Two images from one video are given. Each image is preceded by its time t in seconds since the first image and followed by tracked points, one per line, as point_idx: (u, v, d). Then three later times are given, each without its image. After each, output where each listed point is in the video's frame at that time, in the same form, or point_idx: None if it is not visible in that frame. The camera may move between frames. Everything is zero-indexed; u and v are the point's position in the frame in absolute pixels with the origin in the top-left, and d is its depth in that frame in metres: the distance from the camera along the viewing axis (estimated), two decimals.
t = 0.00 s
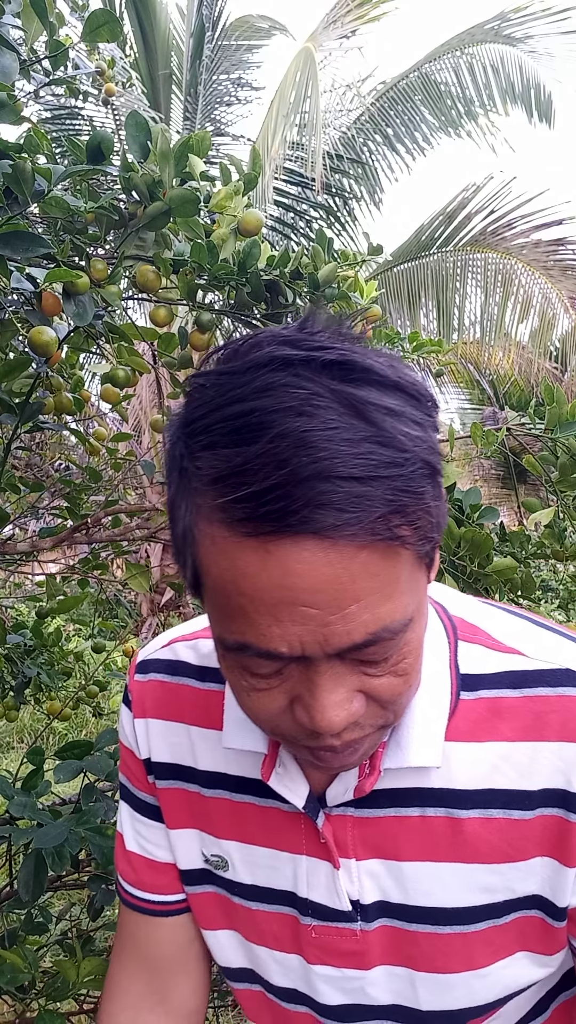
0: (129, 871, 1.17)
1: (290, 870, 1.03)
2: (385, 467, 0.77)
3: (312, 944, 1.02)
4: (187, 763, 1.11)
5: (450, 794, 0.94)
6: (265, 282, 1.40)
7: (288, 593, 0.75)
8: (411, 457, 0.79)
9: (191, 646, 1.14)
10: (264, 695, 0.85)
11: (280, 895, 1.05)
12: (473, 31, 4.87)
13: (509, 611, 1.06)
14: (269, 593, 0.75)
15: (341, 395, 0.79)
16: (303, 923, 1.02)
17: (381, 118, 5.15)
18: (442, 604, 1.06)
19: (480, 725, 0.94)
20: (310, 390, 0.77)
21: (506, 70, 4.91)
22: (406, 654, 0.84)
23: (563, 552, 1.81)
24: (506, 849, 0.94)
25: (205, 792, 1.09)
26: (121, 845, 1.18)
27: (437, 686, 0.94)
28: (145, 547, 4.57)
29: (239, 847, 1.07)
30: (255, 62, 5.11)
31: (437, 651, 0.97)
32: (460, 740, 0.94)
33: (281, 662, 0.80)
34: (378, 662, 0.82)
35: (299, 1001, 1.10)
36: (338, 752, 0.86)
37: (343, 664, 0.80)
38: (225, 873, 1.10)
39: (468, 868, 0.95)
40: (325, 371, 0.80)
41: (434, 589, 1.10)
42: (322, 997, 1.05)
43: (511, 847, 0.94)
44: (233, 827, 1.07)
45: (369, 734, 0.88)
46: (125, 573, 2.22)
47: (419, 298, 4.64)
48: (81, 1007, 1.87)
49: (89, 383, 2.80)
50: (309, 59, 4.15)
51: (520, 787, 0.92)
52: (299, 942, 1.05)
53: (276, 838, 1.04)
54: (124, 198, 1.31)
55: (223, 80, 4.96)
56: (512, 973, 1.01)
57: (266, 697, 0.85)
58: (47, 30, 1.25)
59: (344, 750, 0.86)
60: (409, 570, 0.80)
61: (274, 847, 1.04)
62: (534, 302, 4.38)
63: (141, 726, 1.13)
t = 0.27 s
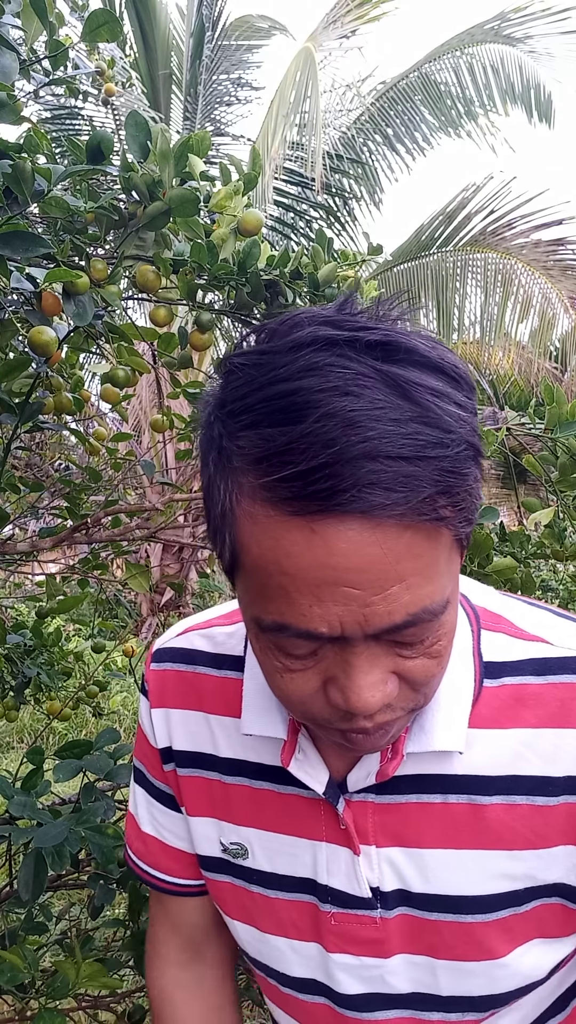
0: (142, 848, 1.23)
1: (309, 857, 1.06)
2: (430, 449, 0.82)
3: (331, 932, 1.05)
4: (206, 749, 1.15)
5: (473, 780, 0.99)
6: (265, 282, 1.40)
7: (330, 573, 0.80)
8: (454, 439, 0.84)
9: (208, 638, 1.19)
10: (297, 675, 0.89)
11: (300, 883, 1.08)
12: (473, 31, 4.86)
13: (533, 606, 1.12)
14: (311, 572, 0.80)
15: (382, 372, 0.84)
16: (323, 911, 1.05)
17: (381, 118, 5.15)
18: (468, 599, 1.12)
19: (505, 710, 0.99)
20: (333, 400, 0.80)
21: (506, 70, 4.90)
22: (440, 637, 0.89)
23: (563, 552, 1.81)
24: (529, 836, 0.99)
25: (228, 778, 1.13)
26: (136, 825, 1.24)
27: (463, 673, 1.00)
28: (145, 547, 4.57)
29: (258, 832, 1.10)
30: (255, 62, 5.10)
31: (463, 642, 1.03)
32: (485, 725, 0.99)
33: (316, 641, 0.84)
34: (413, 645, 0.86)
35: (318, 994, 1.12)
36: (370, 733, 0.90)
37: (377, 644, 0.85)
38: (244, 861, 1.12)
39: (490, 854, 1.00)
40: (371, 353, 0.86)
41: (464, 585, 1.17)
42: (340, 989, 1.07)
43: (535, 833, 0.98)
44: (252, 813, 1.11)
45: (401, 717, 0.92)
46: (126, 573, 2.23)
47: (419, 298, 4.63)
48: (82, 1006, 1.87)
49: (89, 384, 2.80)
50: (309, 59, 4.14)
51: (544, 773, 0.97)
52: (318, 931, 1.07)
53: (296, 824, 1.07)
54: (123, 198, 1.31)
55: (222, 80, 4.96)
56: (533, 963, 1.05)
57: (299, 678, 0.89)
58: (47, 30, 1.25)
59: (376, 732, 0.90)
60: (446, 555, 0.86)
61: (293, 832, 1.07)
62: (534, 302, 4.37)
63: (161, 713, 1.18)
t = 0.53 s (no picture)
0: (162, 835, 1.29)
1: (320, 854, 1.09)
2: (443, 453, 0.81)
3: (341, 931, 1.07)
4: (222, 748, 1.18)
5: (485, 784, 1.00)
6: (265, 282, 1.40)
7: (341, 574, 0.80)
8: (467, 441, 0.83)
9: (226, 635, 1.22)
10: (311, 674, 0.90)
11: (310, 881, 1.10)
12: (473, 31, 4.85)
13: (548, 610, 1.13)
14: (323, 574, 0.80)
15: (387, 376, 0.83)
16: (332, 908, 1.07)
17: (381, 118, 5.15)
18: (483, 601, 1.13)
19: (518, 714, 1.00)
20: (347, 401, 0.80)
21: (506, 69, 4.90)
22: (453, 639, 0.89)
23: (563, 551, 1.81)
24: (540, 842, 1.00)
25: (240, 776, 1.16)
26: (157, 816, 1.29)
27: (478, 678, 1.01)
28: (144, 547, 4.56)
29: (270, 831, 1.13)
30: (255, 61, 5.10)
31: (478, 646, 1.04)
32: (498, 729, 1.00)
33: (329, 642, 0.85)
34: (425, 647, 0.87)
35: (327, 993, 1.14)
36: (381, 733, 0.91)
37: (389, 645, 0.85)
38: (257, 857, 1.15)
39: (500, 859, 1.01)
40: (383, 357, 0.85)
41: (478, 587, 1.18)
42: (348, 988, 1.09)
43: (546, 839, 0.99)
44: (265, 812, 1.14)
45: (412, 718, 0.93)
46: (126, 573, 2.23)
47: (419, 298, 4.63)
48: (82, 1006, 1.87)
49: (89, 383, 2.80)
50: (309, 58, 4.14)
51: (556, 780, 0.98)
52: (328, 927, 1.09)
53: (307, 823, 1.10)
54: (123, 199, 1.31)
55: (222, 80, 4.96)
56: (541, 967, 1.06)
57: (312, 679, 0.90)
58: (47, 29, 1.25)
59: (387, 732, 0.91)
60: (458, 559, 0.85)
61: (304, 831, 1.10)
62: (534, 302, 4.37)
63: (179, 711, 1.22)
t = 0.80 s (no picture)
0: (180, 810, 1.31)
1: (322, 847, 1.08)
2: (455, 390, 0.82)
3: (336, 925, 1.05)
4: (239, 728, 1.20)
5: (490, 800, 0.95)
6: (265, 282, 1.39)
7: (339, 479, 0.80)
8: (476, 382, 0.84)
9: (254, 621, 1.25)
10: (312, 614, 0.88)
11: (313, 871, 1.10)
12: (473, 31, 4.85)
13: None
14: (322, 477, 0.81)
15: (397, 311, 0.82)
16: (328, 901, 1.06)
17: (381, 118, 5.16)
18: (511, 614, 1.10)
19: (532, 733, 0.95)
20: (356, 342, 0.82)
21: (506, 69, 4.90)
22: (457, 592, 0.84)
23: (563, 551, 1.81)
24: (545, 869, 0.94)
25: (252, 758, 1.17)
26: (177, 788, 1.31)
27: (492, 692, 0.96)
28: (144, 547, 4.56)
29: (277, 818, 1.13)
30: (255, 62, 5.10)
31: (499, 660, 0.99)
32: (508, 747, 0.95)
33: (326, 557, 0.83)
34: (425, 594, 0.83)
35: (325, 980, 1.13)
36: (379, 690, 0.87)
37: (388, 585, 0.83)
38: (264, 842, 1.16)
39: (500, 879, 0.96)
40: (401, 306, 0.86)
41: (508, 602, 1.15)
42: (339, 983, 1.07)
43: (551, 867, 0.93)
44: (273, 797, 1.14)
45: (414, 684, 0.88)
46: (125, 573, 2.22)
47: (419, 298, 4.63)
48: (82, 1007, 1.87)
49: (89, 383, 2.80)
50: (309, 59, 4.14)
51: (566, 807, 0.92)
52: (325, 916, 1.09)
53: (313, 816, 1.09)
54: (123, 198, 1.31)
55: (223, 80, 4.96)
56: (538, 996, 1.00)
57: (313, 619, 0.88)
58: (47, 29, 1.25)
59: (385, 689, 0.87)
60: (463, 497, 0.82)
61: (309, 822, 1.09)
62: (534, 302, 4.37)
63: (202, 686, 1.24)
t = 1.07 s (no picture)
0: (187, 796, 1.34)
1: (328, 830, 1.09)
2: (455, 324, 0.93)
3: (341, 908, 1.05)
4: (248, 711, 1.21)
5: (497, 780, 0.96)
6: (265, 282, 1.39)
7: (339, 402, 0.89)
8: (476, 322, 0.95)
9: (265, 604, 1.29)
10: (312, 549, 0.94)
11: (318, 854, 1.11)
12: (473, 31, 4.85)
13: None
14: (324, 398, 0.90)
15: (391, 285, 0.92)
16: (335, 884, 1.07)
17: (381, 118, 5.16)
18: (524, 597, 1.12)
19: (541, 713, 0.96)
20: (362, 289, 0.93)
21: (506, 69, 4.90)
22: (455, 526, 0.90)
23: (563, 551, 1.81)
24: (551, 850, 0.94)
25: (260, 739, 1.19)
26: (186, 773, 1.34)
27: (500, 668, 0.98)
28: (144, 547, 4.56)
29: (284, 798, 1.15)
30: (255, 62, 5.10)
31: (508, 640, 1.01)
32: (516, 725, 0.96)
33: (325, 480, 0.91)
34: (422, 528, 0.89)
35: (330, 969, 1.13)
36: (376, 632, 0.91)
37: (386, 514, 0.90)
38: (271, 824, 1.17)
39: (509, 860, 0.96)
40: (408, 268, 0.97)
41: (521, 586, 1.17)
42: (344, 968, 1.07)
43: (557, 848, 0.94)
44: (280, 778, 1.16)
45: (409, 629, 0.92)
46: (126, 573, 2.22)
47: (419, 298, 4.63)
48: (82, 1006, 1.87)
49: (89, 383, 2.80)
50: (309, 59, 4.14)
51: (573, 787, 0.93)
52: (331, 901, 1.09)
53: (321, 799, 1.10)
54: (123, 198, 1.31)
55: (223, 80, 4.96)
56: (543, 983, 1.00)
57: (313, 556, 0.94)
58: (47, 29, 1.25)
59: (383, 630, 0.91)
60: (461, 422, 0.90)
61: (315, 803, 1.11)
62: (534, 302, 4.38)
63: (213, 668, 1.27)
